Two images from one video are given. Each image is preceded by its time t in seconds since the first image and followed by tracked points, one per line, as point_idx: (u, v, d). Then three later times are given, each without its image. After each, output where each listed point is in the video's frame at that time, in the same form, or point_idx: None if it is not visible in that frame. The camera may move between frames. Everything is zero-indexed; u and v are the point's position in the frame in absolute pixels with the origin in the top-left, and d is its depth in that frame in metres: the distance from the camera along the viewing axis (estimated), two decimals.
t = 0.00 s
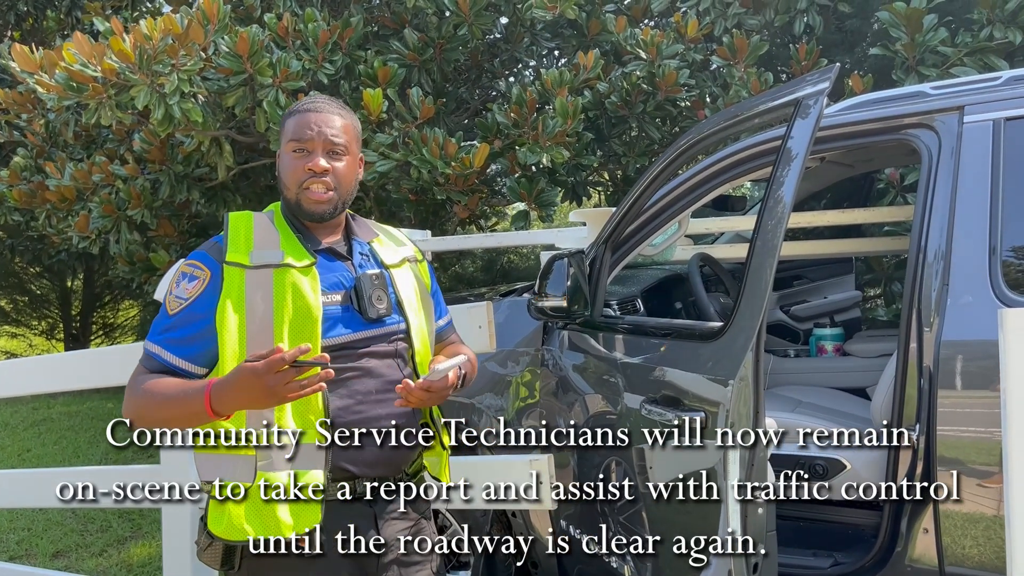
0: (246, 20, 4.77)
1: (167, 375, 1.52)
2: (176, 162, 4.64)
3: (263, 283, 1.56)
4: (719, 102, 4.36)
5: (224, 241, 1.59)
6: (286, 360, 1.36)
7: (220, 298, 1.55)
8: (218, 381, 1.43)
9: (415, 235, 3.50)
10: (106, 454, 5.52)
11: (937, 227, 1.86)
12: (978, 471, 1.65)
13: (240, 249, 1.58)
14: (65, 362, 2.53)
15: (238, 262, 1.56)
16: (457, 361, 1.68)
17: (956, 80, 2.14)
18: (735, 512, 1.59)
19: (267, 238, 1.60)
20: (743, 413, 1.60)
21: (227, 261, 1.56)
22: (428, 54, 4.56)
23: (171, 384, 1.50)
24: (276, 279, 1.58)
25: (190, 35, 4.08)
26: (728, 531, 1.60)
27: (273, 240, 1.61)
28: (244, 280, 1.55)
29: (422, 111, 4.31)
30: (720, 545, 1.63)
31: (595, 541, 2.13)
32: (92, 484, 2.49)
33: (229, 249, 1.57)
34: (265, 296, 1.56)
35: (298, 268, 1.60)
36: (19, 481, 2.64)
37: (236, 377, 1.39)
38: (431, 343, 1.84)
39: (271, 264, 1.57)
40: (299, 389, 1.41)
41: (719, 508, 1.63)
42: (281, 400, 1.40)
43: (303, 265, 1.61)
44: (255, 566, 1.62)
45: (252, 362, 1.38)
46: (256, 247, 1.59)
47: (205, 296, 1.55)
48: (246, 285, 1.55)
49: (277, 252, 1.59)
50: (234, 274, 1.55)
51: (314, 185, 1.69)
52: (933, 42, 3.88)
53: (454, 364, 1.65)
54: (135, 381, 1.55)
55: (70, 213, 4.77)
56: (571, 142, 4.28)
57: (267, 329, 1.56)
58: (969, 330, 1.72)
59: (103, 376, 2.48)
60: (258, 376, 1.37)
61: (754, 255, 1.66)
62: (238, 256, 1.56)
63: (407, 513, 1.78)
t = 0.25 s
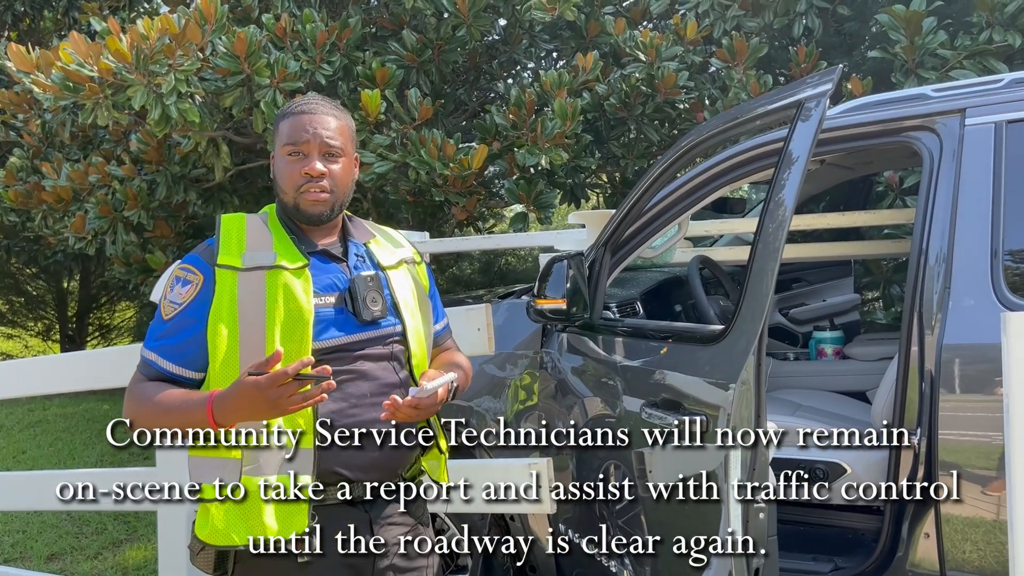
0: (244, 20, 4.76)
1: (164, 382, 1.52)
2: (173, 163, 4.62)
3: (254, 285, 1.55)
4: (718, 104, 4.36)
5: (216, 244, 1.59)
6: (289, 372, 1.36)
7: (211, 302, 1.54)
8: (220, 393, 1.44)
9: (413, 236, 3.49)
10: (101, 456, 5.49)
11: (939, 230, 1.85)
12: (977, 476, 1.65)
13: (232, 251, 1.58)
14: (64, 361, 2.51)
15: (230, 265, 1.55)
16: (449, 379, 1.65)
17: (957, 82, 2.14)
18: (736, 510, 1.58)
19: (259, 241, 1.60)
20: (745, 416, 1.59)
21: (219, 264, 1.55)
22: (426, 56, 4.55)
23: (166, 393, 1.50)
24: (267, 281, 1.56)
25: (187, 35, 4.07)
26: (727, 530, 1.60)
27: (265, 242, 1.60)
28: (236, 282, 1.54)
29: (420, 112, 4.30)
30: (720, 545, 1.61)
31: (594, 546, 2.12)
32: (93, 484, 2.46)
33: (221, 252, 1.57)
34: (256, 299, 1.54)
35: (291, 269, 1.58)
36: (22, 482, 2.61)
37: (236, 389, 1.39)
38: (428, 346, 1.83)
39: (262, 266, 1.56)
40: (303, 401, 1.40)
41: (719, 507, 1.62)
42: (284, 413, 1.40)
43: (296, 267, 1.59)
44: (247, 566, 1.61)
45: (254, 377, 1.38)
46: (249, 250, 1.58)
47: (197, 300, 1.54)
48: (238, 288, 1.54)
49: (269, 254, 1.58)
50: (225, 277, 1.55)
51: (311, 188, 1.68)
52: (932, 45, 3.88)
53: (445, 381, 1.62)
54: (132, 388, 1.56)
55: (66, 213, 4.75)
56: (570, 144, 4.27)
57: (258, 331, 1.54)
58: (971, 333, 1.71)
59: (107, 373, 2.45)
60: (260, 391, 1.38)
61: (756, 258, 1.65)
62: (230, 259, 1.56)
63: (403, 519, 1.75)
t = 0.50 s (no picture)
0: (241, 21, 4.73)
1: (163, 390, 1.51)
2: (169, 165, 4.59)
3: (253, 290, 1.53)
4: (717, 108, 4.35)
5: (214, 247, 1.57)
6: (298, 379, 1.36)
7: (209, 306, 1.52)
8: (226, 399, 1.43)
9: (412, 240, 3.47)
10: (96, 459, 5.45)
11: (944, 234, 1.84)
12: (978, 481, 1.63)
13: (231, 255, 1.55)
14: (62, 363, 2.48)
15: (228, 269, 1.53)
16: (450, 390, 1.64)
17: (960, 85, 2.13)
18: (743, 512, 1.57)
19: (257, 245, 1.57)
20: (751, 421, 1.56)
21: (217, 269, 1.53)
22: (425, 58, 4.53)
23: (166, 399, 1.49)
24: (266, 286, 1.54)
25: (184, 36, 4.04)
26: (728, 531, 1.61)
27: (264, 246, 1.58)
28: (234, 287, 1.52)
29: (418, 114, 4.28)
30: (722, 545, 1.62)
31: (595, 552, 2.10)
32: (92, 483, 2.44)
33: (219, 256, 1.55)
34: (255, 304, 1.52)
35: (290, 274, 1.56)
36: (19, 485, 2.58)
37: (241, 395, 1.38)
38: (427, 351, 1.81)
39: (261, 271, 1.54)
40: (309, 410, 1.40)
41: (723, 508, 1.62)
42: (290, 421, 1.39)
43: (295, 272, 1.57)
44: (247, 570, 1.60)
45: (261, 382, 1.38)
46: (247, 254, 1.56)
47: (195, 305, 1.52)
48: (235, 293, 1.52)
49: (268, 258, 1.56)
50: (224, 282, 1.52)
51: (315, 191, 1.66)
52: (932, 49, 3.88)
53: (446, 393, 1.61)
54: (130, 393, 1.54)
55: (61, 215, 4.71)
56: (569, 147, 4.26)
57: (256, 336, 1.51)
58: (977, 338, 1.70)
59: (108, 374, 2.43)
60: (266, 396, 1.37)
61: (762, 262, 1.64)
62: (227, 264, 1.54)
63: (404, 526, 1.73)
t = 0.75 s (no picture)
0: (237, 23, 4.71)
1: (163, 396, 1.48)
2: (164, 167, 4.57)
3: (254, 294, 1.51)
4: (715, 110, 4.35)
5: (214, 251, 1.54)
6: (308, 379, 1.34)
7: (210, 311, 1.50)
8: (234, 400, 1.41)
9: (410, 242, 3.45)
10: (90, 463, 5.42)
11: (947, 238, 1.83)
12: (976, 485, 1.64)
13: (231, 259, 1.53)
14: (64, 368, 2.45)
15: (229, 273, 1.51)
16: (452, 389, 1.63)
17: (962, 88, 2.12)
18: (749, 513, 1.56)
19: (258, 248, 1.56)
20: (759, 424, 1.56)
21: (217, 273, 1.51)
22: (422, 59, 4.51)
23: (165, 406, 1.46)
24: (267, 291, 1.52)
25: (180, 37, 4.02)
26: (730, 531, 1.61)
27: (265, 249, 1.56)
28: (235, 291, 1.50)
29: (416, 116, 4.26)
30: (725, 546, 1.61)
31: (597, 558, 2.09)
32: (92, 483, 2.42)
33: (219, 260, 1.53)
34: (256, 309, 1.50)
35: (291, 278, 1.55)
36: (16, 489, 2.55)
37: (251, 396, 1.37)
38: (427, 356, 1.80)
39: (262, 275, 1.52)
40: (319, 410, 1.38)
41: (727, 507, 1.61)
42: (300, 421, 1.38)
43: (296, 275, 1.55)
44: None
45: (271, 382, 1.36)
46: (248, 258, 1.54)
47: (194, 311, 1.49)
48: (236, 297, 1.50)
49: (268, 262, 1.54)
50: (224, 286, 1.50)
51: (322, 194, 1.64)
52: (930, 51, 3.88)
53: (449, 390, 1.60)
54: (128, 400, 1.51)
55: (55, 218, 4.68)
56: (567, 149, 4.24)
57: (258, 342, 1.50)
58: (982, 342, 1.69)
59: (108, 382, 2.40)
60: (276, 396, 1.35)
61: (768, 266, 1.62)
62: (228, 268, 1.52)
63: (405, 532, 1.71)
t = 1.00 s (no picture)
0: (232, 24, 4.69)
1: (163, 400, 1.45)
2: (158, 168, 4.53)
3: (258, 296, 1.50)
4: (712, 111, 4.35)
5: (216, 252, 1.52)
6: (322, 392, 1.33)
7: (212, 312, 1.47)
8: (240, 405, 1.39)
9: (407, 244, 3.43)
10: (82, 467, 5.37)
11: (949, 238, 1.82)
12: (977, 487, 1.63)
13: (234, 260, 1.51)
14: (70, 371, 2.41)
15: (232, 274, 1.49)
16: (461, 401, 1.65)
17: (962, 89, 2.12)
18: (754, 513, 1.55)
19: (261, 250, 1.55)
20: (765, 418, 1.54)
21: (219, 274, 1.49)
22: (418, 60, 4.50)
23: (167, 409, 1.42)
24: (271, 292, 1.51)
25: (175, 37, 3.99)
26: (731, 531, 1.61)
27: (268, 251, 1.55)
28: (238, 293, 1.49)
29: (413, 117, 4.25)
30: (728, 546, 1.61)
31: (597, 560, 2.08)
32: (93, 483, 2.37)
33: (221, 261, 1.50)
34: (260, 311, 1.49)
35: (295, 280, 1.54)
36: (20, 492, 2.52)
37: (262, 404, 1.35)
38: (428, 359, 1.79)
39: (266, 276, 1.51)
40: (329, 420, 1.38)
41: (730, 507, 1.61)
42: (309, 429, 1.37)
43: (300, 277, 1.55)
44: None
45: (282, 392, 1.34)
46: (251, 259, 1.53)
47: (196, 312, 1.46)
48: (239, 299, 1.48)
49: (272, 264, 1.53)
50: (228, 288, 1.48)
51: (334, 193, 1.63)
52: (926, 52, 3.88)
53: (460, 404, 1.62)
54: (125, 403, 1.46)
55: (48, 219, 4.64)
56: (564, 150, 4.23)
57: (261, 344, 1.48)
58: (985, 343, 1.68)
59: (108, 388, 2.33)
60: (287, 406, 1.33)
61: (772, 268, 1.62)
62: (231, 269, 1.50)
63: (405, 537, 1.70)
